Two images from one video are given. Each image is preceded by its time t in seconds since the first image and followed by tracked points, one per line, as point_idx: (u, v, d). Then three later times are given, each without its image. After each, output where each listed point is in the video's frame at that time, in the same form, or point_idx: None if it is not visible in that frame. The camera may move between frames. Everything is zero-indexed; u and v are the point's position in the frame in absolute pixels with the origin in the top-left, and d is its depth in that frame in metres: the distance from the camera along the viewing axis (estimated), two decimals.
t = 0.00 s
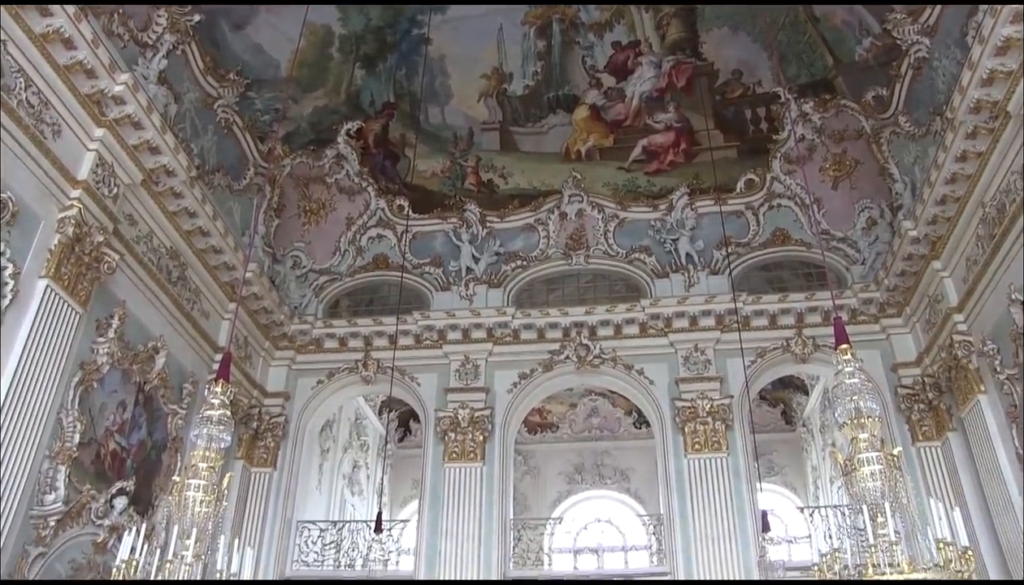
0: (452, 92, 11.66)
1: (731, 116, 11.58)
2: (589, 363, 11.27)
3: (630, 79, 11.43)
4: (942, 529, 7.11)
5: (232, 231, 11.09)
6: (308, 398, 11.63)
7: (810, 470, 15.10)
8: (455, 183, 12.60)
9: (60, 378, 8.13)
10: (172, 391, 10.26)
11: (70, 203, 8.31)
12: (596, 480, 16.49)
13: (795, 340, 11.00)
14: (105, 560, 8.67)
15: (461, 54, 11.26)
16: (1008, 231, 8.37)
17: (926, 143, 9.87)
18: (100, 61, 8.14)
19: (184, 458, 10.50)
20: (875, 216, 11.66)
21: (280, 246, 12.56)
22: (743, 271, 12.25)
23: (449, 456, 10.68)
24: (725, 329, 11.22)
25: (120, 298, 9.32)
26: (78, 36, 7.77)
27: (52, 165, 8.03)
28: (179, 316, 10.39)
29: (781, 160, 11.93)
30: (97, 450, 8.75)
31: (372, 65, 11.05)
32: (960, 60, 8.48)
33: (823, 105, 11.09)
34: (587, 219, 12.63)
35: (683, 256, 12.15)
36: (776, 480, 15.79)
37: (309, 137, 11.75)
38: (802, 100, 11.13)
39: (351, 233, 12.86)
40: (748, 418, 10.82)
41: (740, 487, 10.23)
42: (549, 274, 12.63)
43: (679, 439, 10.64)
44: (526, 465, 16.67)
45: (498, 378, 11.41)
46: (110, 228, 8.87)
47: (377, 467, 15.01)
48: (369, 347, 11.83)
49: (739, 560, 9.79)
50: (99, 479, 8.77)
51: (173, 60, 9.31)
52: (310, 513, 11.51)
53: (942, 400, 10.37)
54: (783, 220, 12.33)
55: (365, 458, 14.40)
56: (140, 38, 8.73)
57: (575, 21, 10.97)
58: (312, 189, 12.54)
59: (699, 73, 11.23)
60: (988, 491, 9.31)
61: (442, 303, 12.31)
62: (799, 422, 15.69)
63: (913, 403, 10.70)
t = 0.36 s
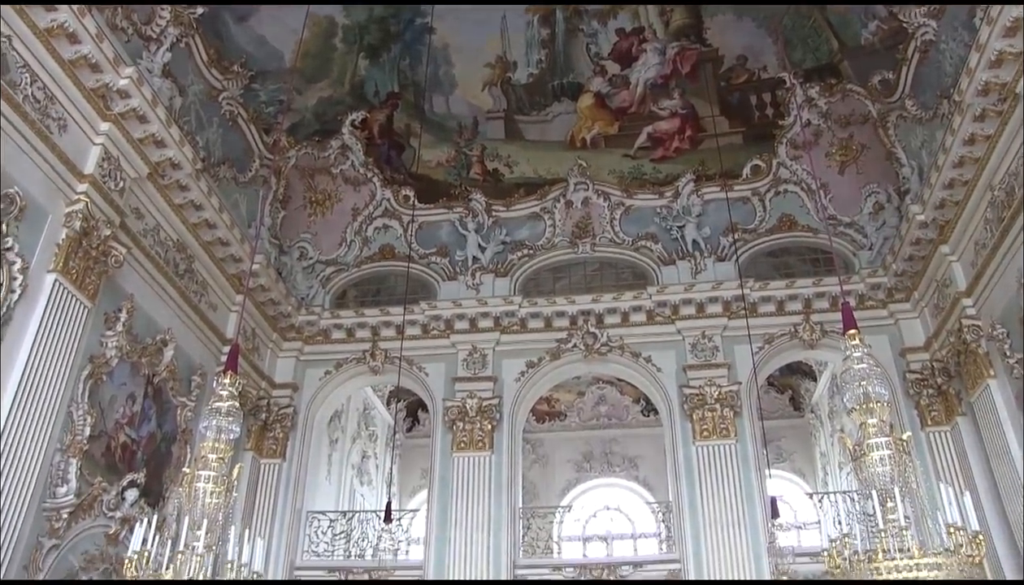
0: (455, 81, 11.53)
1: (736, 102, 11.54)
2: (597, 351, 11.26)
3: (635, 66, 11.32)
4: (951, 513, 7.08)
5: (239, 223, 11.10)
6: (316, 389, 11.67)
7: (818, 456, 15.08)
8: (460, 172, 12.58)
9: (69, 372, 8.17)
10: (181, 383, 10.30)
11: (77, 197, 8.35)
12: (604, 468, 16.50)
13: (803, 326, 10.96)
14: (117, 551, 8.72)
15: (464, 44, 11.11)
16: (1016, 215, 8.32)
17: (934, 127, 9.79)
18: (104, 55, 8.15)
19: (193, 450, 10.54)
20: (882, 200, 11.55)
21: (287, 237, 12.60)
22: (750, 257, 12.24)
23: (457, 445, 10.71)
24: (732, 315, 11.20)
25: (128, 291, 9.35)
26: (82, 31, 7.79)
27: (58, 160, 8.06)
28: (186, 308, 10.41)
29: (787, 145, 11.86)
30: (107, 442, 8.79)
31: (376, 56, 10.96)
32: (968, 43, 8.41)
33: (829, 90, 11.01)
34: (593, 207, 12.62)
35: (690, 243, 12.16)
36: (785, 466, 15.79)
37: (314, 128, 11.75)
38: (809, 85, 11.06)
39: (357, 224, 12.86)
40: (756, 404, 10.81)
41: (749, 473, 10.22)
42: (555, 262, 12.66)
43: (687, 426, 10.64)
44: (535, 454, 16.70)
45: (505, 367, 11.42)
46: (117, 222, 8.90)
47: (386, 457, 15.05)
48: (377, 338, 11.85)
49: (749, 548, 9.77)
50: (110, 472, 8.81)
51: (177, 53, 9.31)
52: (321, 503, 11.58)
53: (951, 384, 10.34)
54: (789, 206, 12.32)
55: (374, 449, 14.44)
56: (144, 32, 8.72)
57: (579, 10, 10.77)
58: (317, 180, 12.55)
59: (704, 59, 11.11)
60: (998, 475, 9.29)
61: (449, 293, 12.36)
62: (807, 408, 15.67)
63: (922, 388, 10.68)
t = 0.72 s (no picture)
0: (463, 70, 11.46)
1: (745, 89, 11.47)
2: (607, 339, 11.27)
3: (643, 54, 11.27)
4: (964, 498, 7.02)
5: (248, 215, 11.12)
6: (327, 380, 11.70)
7: (829, 444, 15.05)
8: (469, 162, 12.55)
9: (82, 364, 8.21)
10: (193, 375, 10.33)
11: (87, 190, 8.38)
12: (615, 457, 16.49)
13: (814, 313, 10.94)
14: (131, 542, 8.78)
15: (471, 33, 11.07)
16: None
17: (944, 112, 9.73)
18: (113, 48, 8.16)
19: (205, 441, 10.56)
20: (892, 186, 11.49)
21: (296, 228, 12.60)
22: (759, 245, 12.22)
23: (468, 435, 10.74)
24: (742, 303, 11.18)
25: (138, 284, 9.38)
26: (91, 24, 7.81)
27: (68, 153, 8.09)
28: (197, 300, 10.44)
29: (796, 132, 11.81)
30: (120, 435, 8.83)
31: (383, 46, 10.93)
32: (980, 27, 8.34)
33: (839, 76, 10.95)
34: (602, 196, 12.58)
35: (699, 231, 12.13)
36: (796, 454, 15.79)
37: (322, 119, 11.75)
38: (818, 72, 10.99)
39: (366, 214, 12.86)
40: (767, 392, 10.81)
41: (761, 461, 10.23)
42: (564, 251, 12.66)
43: (698, 414, 10.64)
44: (546, 443, 16.74)
45: (515, 357, 11.43)
46: (127, 214, 8.93)
47: (397, 447, 15.07)
48: (387, 328, 11.87)
49: (761, 536, 9.78)
50: (124, 463, 8.85)
51: (185, 46, 9.32)
52: (333, 494, 11.64)
53: (963, 371, 10.30)
54: (799, 192, 12.26)
55: (385, 439, 14.47)
56: (152, 24, 8.72)
57: None
58: (326, 171, 12.55)
59: (712, 46, 11.05)
60: (1011, 461, 9.26)
61: (459, 283, 12.39)
62: (818, 395, 15.55)
63: (934, 375, 10.65)
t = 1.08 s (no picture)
0: (472, 61, 11.43)
1: (754, 79, 11.46)
2: (617, 330, 11.29)
3: (652, 44, 11.20)
4: (972, 488, 6.98)
5: (257, 206, 11.13)
6: (336, 370, 11.74)
7: (839, 434, 15.05)
8: (478, 153, 12.55)
9: (92, 355, 8.24)
10: (202, 367, 10.34)
11: (96, 182, 8.40)
12: (625, 447, 16.51)
13: (823, 303, 10.94)
14: (142, 532, 8.82)
15: (479, 25, 11.02)
16: None
17: (955, 101, 9.67)
18: (120, 39, 8.17)
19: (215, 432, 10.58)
20: (902, 176, 11.44)
21: (305, 219, 12.61)
22: (769, 235, 12.20)
23: (478, 425, 10.78)
24: (752, 294, 11.17)
25: (148, 275, 9.40)
26: (98, 16, 7.82)
27: (77, 145, 8.11)
28: (206, 291, 10.45)
29: (806, 122, 11.78)
30: (130, 426, 8.86)
31: (392, 37, 10.90)
32: (992, 16, 8.28)
33: (848, 65, 10.92)
34: (611, 185, 12.54)
35: (708, 221, 12.14)
36: (805, 444, 15.76)
37: (331, 110, 11.74)
38: (827, 61, 10.95)
39: (375, 205, 12.85)
40: (776, 382, 10.81)
41: (770, 452, 10.23)
42: (573, 242, 12.66)
43: (707, 404, 10.65)
44: (555, 433, 16.76)
45: (524, 347, 11.46)
46: (136, 206, 8.95)
47: (407, 438, 15.09)
48: (396, 319, 11.90)
49: (770, 526, 9.79)
50: (134, 454, 8.88)
51: (193, 37, 9.31)
52: (343, 484, 11.69)
53: (972, 361, 10.28)
54: (809, 182, 12.22)
55: (395, 429, 14.50)
56: (159, 16, 8.70)
57: None
58: (335, 161, 12.54)
59: (722, 36, 11.00)
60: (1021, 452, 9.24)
61: (468, 273, 12.41)
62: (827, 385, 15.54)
63: (944, 365, 10.64)
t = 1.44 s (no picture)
0: (476, 50, 11.55)
1: (759, 66, 11.53)
2: (623, 318, 11.28)
3: (657, 32, 11.34)
4: (977, 474, 6.85)
5: (262, 196, 11.13)
6: (342, 361, 11.79)
7: (844, 422, 15.06)
8: (482, 141, 12.58)
9: (98, 346, 8.25)
10: (208, 357, 10.34)
11: (100, 172, 8.40)
12: (631, 436, 16.53)
13: (828, 291, 10.91)
14: (150, 522, 8.84)
15: (486, 13, 11.17)
16: None
17: (961, 88, 9.63)
18: (124, 29, 8.17)
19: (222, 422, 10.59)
20: (909, 164, 11.39)
21: (310, 209, 12.59)
22: (775, 223, 12.11)
23: (484, 414, 10.82)
24: (758, 282, 11.15)
25: (153, 266, 9.40)
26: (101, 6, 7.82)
27: (81, 135, 8.11)
28: (211, 282, 10.45)
29: (811, 110, 11.74)
30: (137, 416, 8.87)
31: (396, 25, 10.91)
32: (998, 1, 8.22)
33: (855, 52, 10.89)
34: (616, 174, 12.46)
35: (714, 210, 11.98)
36: (810, 431, 15.77)
37: (336, 99, 11.76)
38: (832, 48, 10.95)
39: (380, 195, 12.83)
40: (781, 370, 10.83)
41: (776, 440, 10.24)
42: (578, 231, 12.58)
43: (712, 392, 10.68)
44: (561, 422, 16.75)
45: (530, 336, 11.47)
46: (141, 196, 8.94)
47: (413, 428, 15.08)
48: (402, 309, 11.91)
49: (776, 513, 9.81)
50: (141, 445, 8.89)
51: (197, 27, 9.30)
52: (350, 474, 11.74)
53: (978, 349, 10.28)
54: (814, 170, 12.18)
55: (401, 419, 14.51)
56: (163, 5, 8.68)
57: None
58: (341, 151, 12.54)
59: (728, 23, 11.17)
60: None
61: (472, 263, 12.30)
62: (833, 373, 15.51)
63: (949, 353, 10.64)
